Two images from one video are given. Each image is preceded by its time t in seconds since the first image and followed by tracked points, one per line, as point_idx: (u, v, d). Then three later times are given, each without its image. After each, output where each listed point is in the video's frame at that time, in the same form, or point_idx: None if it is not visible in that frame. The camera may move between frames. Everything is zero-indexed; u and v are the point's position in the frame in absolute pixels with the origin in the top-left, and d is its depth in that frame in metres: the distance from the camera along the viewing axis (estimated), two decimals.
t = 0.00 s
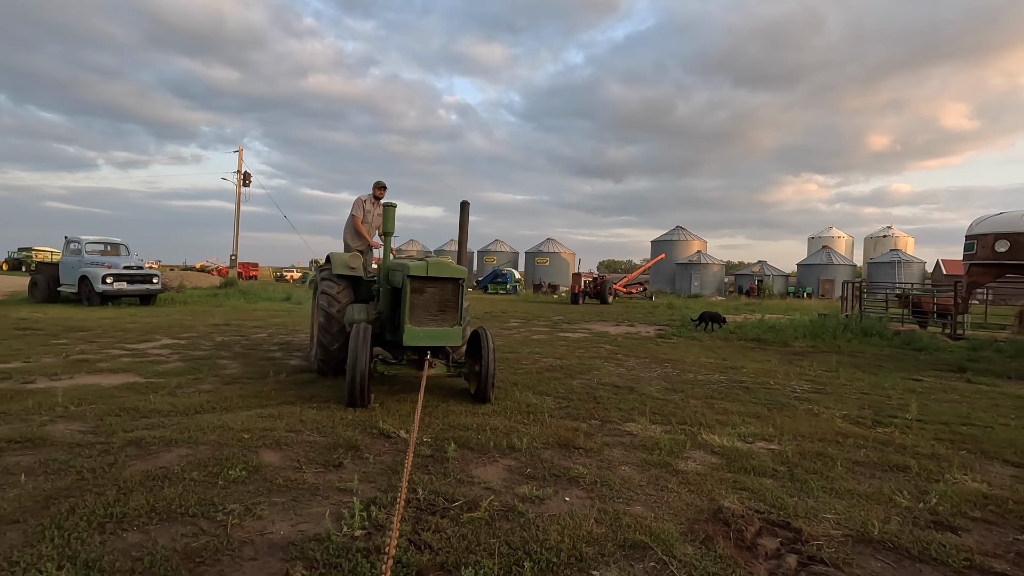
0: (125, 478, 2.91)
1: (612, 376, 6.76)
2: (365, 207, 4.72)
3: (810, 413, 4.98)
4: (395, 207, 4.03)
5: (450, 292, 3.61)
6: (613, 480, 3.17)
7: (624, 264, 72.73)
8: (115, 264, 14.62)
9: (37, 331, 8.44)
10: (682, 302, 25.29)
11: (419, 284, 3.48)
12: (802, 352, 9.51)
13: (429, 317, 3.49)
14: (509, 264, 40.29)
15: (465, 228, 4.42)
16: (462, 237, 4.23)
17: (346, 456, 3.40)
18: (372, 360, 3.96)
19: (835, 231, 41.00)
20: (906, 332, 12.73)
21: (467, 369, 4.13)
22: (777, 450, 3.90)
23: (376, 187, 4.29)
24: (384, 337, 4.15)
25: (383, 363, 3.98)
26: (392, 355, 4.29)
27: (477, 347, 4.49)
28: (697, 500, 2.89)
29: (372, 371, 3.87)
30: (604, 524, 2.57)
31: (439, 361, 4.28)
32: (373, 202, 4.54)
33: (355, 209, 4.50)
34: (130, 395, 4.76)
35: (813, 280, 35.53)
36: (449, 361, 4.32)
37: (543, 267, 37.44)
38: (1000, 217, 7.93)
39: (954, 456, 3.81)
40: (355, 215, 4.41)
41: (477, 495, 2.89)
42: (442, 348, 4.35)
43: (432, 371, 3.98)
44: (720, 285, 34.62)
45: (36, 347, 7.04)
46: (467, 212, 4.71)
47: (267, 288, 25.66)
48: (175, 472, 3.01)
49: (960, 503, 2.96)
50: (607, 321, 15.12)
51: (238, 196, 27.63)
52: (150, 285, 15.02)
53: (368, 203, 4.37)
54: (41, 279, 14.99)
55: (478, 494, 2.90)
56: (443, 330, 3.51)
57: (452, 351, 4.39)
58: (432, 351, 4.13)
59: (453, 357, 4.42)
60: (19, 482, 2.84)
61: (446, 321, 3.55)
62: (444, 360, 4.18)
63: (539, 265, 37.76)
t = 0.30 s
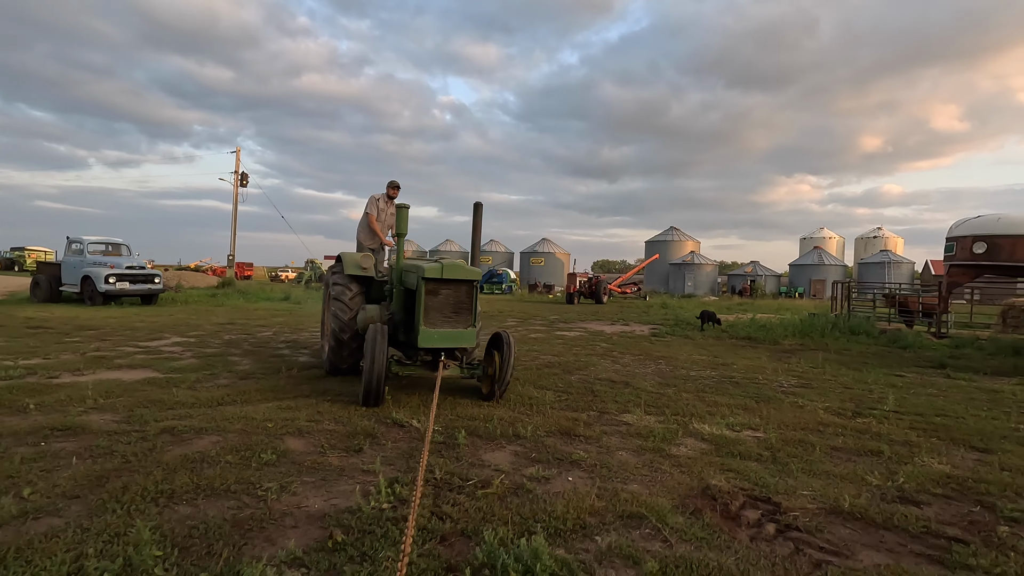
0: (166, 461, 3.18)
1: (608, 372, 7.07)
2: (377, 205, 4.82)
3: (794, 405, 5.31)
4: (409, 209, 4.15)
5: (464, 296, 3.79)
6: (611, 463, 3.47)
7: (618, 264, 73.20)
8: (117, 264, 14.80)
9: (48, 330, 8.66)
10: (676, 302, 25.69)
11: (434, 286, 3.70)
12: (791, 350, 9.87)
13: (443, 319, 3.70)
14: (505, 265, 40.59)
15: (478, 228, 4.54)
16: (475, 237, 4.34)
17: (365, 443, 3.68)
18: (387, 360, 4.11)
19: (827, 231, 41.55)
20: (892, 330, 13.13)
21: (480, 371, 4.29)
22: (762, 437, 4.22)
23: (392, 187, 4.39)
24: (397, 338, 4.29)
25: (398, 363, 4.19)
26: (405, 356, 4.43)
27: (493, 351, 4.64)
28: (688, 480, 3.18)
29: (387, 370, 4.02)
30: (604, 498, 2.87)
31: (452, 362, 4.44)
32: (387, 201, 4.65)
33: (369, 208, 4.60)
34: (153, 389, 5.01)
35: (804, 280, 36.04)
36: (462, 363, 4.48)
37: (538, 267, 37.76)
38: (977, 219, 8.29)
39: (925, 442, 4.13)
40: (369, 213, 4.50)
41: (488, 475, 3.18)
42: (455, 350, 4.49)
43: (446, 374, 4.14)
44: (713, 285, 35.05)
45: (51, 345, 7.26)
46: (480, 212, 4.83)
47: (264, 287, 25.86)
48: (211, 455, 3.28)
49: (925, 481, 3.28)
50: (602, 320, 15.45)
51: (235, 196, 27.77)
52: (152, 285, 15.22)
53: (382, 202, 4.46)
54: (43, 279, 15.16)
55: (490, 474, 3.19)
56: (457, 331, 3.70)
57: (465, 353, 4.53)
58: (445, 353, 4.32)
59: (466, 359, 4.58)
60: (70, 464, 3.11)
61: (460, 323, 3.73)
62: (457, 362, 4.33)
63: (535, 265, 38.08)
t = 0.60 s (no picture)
0: (202, 444, 3.47)
1: (605, 367, 7.40)
2: (390, 206, 4.99)
3: (781, 397, 5.63)
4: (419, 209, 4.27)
5: (473, 295, 4.04)
6: (609, 447, 3.79)
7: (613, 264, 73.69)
8: (120, 264, 15.02)
9: (62, 327, 8.91)
10: (670, 301, 26.08)
11: (445, 285, 3.95)
12: (781, 347, 10.23)
13: (454, 318, 3.95)
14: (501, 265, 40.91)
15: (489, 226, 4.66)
16: (486, 237, 4.49)
17: (382, 429, 3.98)
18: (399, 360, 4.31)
19: (819, 232, 42.10)
20: (879, 328, 13.54)
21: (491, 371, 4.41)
22: (748, 425, 4.56)
23: (404, 187, 4.48)
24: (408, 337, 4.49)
25: (409, 363, 4.37)
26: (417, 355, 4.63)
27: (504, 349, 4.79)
28: (679, 461, 3.50)
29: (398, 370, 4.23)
30: (603, 475, 3.18)
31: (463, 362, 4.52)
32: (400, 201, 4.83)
33: (383, 208, 4.77)
34: (175, 382, 5.30)
35: (796, 280, 36.55)
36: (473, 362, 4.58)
37: (534, 267, 38.08)
38: (958, 222, 8.66)
39: (899, 429, 4.47)
40: (382, 212, 4.63)
41: (498, 456, 3.49)
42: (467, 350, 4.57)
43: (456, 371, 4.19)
44: (707, 285, 35.49)
45: (68, 342, 7.53)
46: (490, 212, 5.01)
47: (262, 287, 26.07)
48: (243, 440, 3.57)
49: (893, 463, 3.61)
50: (598, 319, 15.79)
51: (233, 197, 27.94)
52: (154, 285, 15.44)
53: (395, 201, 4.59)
54: (47, 279, 15.36)
55: (499, 456, 3.50)
56: (468, 330, 3.93)
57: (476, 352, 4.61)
58: (456, 352, 4.43)
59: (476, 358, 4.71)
60: (114, 446, 3.40)
61: (470, 322, 3.98)
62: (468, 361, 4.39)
63: (531, 265, 38.42)
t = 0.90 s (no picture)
0: (229, 431, 3.76)
1: (600, 363, 7.72)
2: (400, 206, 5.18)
3: (766, 390, 5.95)
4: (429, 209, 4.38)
5: (481, 294, 4.31)
6: (604, 434, 4.10)
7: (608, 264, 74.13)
8: (123, 263, 15.22)
9: (71, 326, 9.15)
10: (664, 301, 26.46)
11: (453, 284, 4.20)
12: (770, 345, 10.59)
13: (462, 316, 4.22)
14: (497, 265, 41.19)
15: (496, 225, 4.86)
16: (494, 237, 4.70)
17: (393, 418, 4.28)
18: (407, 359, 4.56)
19: (811, 232, 42.62)
20: (866, 327, 13.93)
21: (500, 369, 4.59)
22: (734, 415, 4.89)
23: (415, 188, 4.58)
24: (417, 336, 4.74)
25: (418, 362, 4.63)
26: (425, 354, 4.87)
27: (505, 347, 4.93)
28: (669, 446, 3.80)
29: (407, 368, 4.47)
30: (599, 457, 3.49)
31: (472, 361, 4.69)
32: (410, 201, 5.00)
33: (393, 208, 4.93)
34: (192, 376, 5.58)
35: (789, 280, 37.01)
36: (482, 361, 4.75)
37: (530, 267, 38.39)
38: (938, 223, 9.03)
39: (873, 418, 4.81)
40: (393, 212, 4.81)
41: (501, 441, 3.79)
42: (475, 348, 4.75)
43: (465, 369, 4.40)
44: (701, 285, 35.90)
45: (82, 339, 7.78)
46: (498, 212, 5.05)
47: (261, 286, 26.27)
48: (266, 427, 3.87)
49: (864, 447, 3.94)
50: (593, 318, 16.13)
51: (232, 196, 28.14)
52: (156, 284, 15.65)
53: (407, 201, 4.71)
54: (49, 279, 15.55)
55: (502, 441, 3.81)
56: (476, 329, 4.19)
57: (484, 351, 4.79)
58: (464, 351, 4.63)
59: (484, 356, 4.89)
60: (148, 433, 3.68)
61: (478, 320, 4.25)
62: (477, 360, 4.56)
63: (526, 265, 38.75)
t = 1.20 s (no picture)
0: (253, 418, 4.05)
1: (596, 358, 8.03)
2: (409, 204, 5.32)
3: (754, 384, 6.26)
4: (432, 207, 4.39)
5: (487, 291, 4.46)
6: (601, 422, 4.40)
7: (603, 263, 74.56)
8: (126, 263, 15.43)
9: (81, 323, 9.38)
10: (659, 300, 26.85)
11: (459, 284, 4.34)
12: (760, 342, 10.94)
13: (468, 314, 4.35)
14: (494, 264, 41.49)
15: (501, 225, 5.00)
16: (498, 237, 4.82)
17: (404, 408, 4.57)
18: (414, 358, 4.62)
19: (804, 232, 43.13)
20: (855, 325, 14.31)
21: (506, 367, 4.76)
22: (722, 405, 5.21)
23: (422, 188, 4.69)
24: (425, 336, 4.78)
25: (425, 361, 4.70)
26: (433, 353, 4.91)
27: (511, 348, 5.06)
28: (661, 433, 4.09)
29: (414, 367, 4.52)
30: (595, 441, 3.80)
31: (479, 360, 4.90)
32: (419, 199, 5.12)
33: (402, 207, 5.07)
34: (208, 370, 5.84)
35: (782, 280, 37.48)
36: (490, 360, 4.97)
37: (526, 266, 38.70)
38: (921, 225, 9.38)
39: (852, 408, 5.14)
40: (401, 212, 4.95)
41: (506, 428, 4.09)
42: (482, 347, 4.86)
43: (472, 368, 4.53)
44: (696, 285, 36.31)
45: (95, 336, 8.03)
46: (502, 207, 5.16)
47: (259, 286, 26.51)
48: (288, 415, 4.16)
49: (841, 432, 4.26)
50: (590, 316, 16.46)
51: (230, 196, 28.34)
52: (159, 283, 15.86)
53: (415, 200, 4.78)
54: (53, 279, 15.75)
55: (507, 428, 4.10)
56: (482, 327, 4.33)
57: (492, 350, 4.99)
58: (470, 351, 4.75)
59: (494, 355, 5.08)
60: (178, 420, 3.97)
61: (485, 319, 4.38)
62: (484, 359, 4.74)
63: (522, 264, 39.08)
